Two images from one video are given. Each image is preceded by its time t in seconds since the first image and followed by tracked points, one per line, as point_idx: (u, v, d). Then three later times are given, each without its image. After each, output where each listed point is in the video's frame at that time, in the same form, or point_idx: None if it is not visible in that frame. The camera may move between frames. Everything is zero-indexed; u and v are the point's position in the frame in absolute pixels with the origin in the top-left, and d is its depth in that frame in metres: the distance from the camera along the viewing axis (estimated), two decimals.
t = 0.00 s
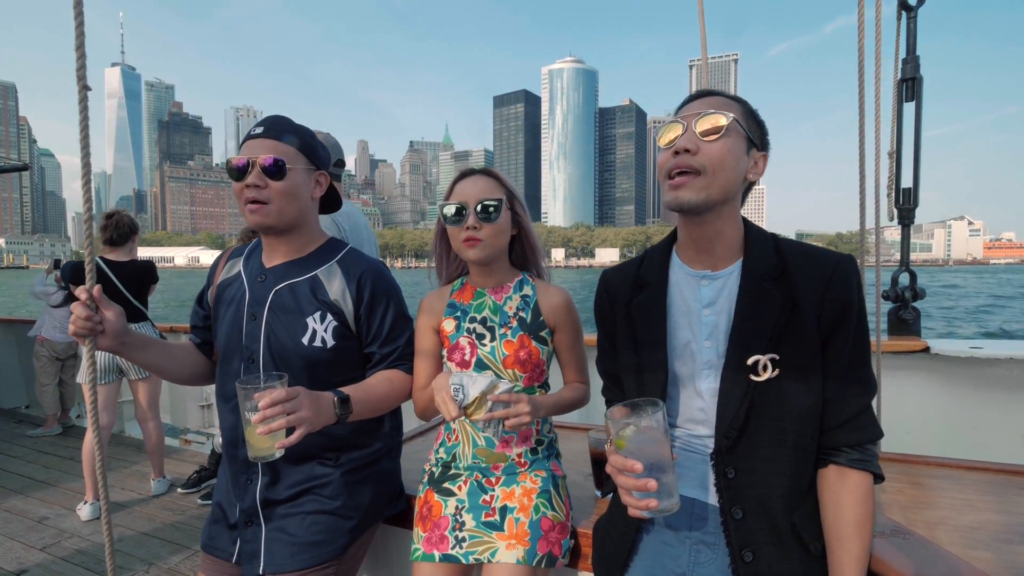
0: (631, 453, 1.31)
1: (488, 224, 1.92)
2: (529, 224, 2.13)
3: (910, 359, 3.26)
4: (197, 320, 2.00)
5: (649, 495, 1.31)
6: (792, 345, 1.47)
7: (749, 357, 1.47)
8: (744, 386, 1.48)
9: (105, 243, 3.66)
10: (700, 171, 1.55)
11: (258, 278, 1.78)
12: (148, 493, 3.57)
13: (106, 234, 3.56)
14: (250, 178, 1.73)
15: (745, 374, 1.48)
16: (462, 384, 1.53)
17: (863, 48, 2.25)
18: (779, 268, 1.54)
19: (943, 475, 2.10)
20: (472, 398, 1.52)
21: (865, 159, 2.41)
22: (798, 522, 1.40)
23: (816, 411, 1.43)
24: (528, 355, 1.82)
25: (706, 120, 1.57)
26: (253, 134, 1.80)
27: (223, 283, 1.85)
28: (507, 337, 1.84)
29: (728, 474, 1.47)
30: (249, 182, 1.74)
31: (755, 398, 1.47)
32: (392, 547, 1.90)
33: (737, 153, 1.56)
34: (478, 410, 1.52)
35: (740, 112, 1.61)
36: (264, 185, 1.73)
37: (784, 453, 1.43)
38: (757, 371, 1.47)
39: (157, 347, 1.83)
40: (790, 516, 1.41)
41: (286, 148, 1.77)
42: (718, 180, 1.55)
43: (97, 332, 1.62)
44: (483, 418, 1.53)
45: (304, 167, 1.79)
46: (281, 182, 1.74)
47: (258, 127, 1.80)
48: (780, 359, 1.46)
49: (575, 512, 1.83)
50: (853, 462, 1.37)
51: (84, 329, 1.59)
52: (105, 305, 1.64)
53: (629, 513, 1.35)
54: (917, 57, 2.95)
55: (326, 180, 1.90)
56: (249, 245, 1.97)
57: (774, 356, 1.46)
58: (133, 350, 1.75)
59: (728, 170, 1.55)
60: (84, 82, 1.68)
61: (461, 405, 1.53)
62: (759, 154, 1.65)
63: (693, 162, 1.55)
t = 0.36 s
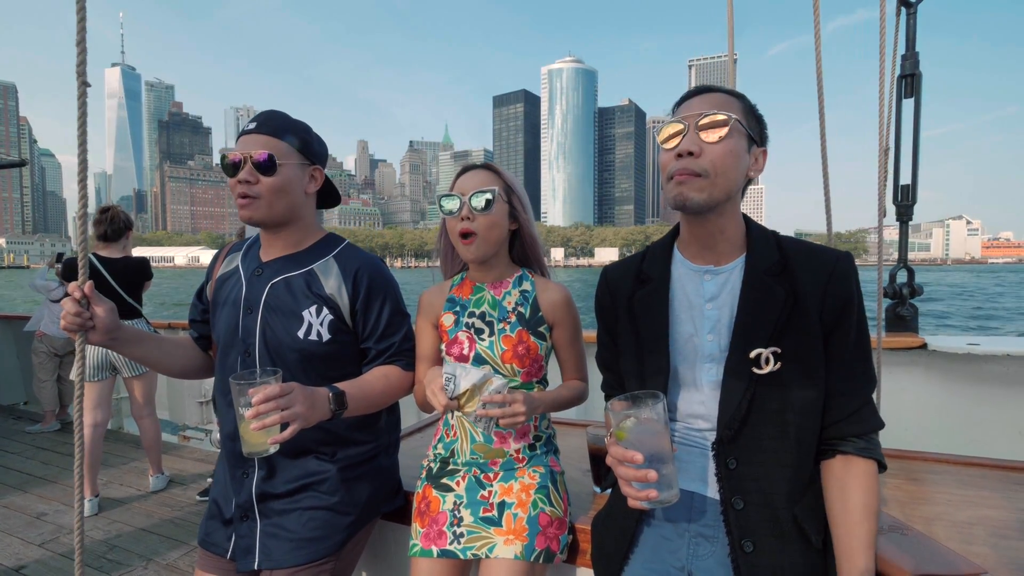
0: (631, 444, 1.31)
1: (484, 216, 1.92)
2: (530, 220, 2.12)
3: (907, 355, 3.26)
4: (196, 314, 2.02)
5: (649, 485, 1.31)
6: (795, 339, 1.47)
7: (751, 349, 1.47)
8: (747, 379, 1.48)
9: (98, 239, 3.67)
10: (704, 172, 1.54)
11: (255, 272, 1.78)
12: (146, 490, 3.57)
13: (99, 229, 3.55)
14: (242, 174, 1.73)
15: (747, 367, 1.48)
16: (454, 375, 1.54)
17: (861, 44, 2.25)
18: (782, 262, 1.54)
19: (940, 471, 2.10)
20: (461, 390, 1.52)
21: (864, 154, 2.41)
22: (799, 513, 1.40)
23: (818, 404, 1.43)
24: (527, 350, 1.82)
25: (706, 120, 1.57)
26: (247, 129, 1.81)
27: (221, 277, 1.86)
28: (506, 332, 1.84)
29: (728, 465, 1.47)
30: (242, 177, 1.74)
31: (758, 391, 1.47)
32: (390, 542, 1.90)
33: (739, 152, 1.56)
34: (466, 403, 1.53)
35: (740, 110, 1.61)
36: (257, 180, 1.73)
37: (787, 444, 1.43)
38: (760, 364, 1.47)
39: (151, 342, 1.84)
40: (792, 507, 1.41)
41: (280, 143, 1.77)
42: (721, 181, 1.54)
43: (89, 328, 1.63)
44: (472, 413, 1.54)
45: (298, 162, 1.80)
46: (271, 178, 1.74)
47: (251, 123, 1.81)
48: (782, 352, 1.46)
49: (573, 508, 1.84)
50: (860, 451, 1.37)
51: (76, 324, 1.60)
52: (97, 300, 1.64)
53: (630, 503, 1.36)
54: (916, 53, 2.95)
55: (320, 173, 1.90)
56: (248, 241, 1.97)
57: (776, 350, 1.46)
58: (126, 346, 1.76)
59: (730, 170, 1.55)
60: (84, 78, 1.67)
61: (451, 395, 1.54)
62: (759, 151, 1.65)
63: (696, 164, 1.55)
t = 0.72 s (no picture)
0: (621, 437, 1.29)
1: (478, 216, 1.90)
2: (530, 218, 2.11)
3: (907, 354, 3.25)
4: (190, 311, 1.96)
5: (637, 480, 1.29)
6: (799, 337, 1.45)
7: (754, 347, 1.46)
8: (750, 377, 1.46)
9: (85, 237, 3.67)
10: (679, 182, 1.58)
11: (250, 267, 1.76)
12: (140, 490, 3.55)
13: (90, 226, 3.53)
14: (242, 174, 1.72)
15: (749, 364, 1.46)
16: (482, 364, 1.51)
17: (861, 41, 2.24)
18: (786, 260, 1.53)
19: (939, 471, 2.09)
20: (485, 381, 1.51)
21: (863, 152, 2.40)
22: (801, 514, 1.38)
23: (822, 402, 1.42)
24: (522, 348, 1.81)
25: (676, 129, 1.59)
26: (245, 129, 1.79)
27: (216, 274, 1.84)
28: (503, 330, 1.82)
29: (729, 464, 1.45)
30: (242, 178, 1.72)
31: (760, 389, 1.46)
32: (385, 544, 1.88)
33: (716, 153, 1.55)
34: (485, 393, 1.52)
35: (718, 109, 1.60)
36: (258, 181, 1.72)
37: (789, 443, 1.41)
38: (762, 362, 1.45)
39: (148, 339, 1.83)
40: (795, 507, 1.39)
41: (280, 143, 1.76)
42: (698, 186, 1.56)
43: (85, 323, 1.62)
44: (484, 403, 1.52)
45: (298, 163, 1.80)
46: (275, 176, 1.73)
47: (249, 123, 1.79)
48: (785, 350, 1.45)
49: (570, 509, 1.82)
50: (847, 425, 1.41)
51: (72, 319, 1.59)
52: (94, 296, 1.64)
53: (618, 498, 1.34)
54: (915, 50, 2.95)
55: (318, 171, 1.89)
56: (245, 237, 1.95)
57: (779, 348, 1.45)
58: (121, 342, 1.74)
59: (708, 173, 1.56)
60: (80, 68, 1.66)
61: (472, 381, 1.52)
62: (753, 141, 1.61)
63: (671, 174, 1.58)
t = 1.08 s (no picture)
0: (619, 449, 1.23)
1: (497, 219, 1.86)
2: (527, 220, 2.07)
3: (911, 357, 3.19)
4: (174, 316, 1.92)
5: (639, 494, 1.22)
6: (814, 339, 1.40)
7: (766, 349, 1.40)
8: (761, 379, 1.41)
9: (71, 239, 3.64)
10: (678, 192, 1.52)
11: (238, 271, 1.70)
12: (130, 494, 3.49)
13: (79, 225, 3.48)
14: (251, 188, 1.66)
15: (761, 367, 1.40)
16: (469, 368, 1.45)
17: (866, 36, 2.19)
18: (799, 258, 1.47)
19: (946, 480, 2.03)
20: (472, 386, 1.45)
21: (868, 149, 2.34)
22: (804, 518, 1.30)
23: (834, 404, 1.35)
24: (516, 350, 1.74)
25: (673, 134, 1.52)
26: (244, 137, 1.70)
27: (201, 280, 1.77)
28: (496, 332, 1.76)
29: (734, 467, 1.39)
30: (249, 191, 1.67)
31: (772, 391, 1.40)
32: (373, 556, 1.82)
33: (716, 158, 1.48)
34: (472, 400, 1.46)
35: (716, 110, 1.52)
36: (267, 195, 1.68)
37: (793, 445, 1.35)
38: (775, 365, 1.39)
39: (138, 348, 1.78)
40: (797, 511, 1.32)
41: (286, 156, 1.72)
42: (701, 194, 1.50)
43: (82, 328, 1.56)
44: (473, 411, 1.46)
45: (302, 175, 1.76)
46: (282, 190, 1.69)
47: (249, 131, 1.70)
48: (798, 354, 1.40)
49: (565, 521, 1.76)
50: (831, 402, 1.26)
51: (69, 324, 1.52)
52: (92, 300, 1.60)
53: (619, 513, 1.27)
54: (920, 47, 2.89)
55: (314, 179, 1.86)
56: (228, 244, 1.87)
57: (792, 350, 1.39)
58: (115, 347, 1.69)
59: (709, 180, 1.49)
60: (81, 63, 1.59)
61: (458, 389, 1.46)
62: (758, 137, 1.52)
63: (669, 184, 1.52)
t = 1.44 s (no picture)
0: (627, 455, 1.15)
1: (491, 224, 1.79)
2: (522, 220, 1.99)
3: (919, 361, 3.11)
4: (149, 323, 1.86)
5: (645, 507, 1.14)
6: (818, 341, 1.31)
7: (762, 351, 1.32)
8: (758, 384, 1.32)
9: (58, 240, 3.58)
10: (679, 182, 1.44)
11: (215, 272, 1.64)
12: (120, 500, 3.41)
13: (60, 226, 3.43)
14: (228, 187, 1.59)
15: (759, 371, 1.32)
16: (446, 390, 1.37)
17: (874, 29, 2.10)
18: (801, 255, 1.40)
19: (957, 491, 1.97)
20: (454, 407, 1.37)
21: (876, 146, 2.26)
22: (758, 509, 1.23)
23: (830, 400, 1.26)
24: (509, 355, 1.67)
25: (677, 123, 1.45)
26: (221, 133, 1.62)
27: (177, 283, 1.71)
28: (488, 336, 1.69)
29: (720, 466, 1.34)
30: (227, 190, 1.60)
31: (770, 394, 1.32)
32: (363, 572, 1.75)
33: (720, 147, 1.40)
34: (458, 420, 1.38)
35: (723, 99, 1.45)
36: (246, 195, 1.61)
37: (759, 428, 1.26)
38: (774, 367, 1.31)
39: (104, 355, 1.71)
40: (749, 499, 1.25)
41: (267, 154, 1.66)
42: (701, 186, 1.43)
43: (40, 337, 1.48)
44: (461, 431, 1.39)
45: (283, 173, 1.69)
46: (261, 189, 1.63)
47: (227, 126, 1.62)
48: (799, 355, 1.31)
49: (562, 535, 1.69)
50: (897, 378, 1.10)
51: (25, 333, 1.44)
52: (49, 308, 1.51)
53: (623, 528, 1.18)
54: (928, 41, 2.80)
55: (295, 177, 1.79)
56: (211, 244, 1.82)
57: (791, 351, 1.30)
58: (78, 357, 1.62)
59: (711, 170, 1.42)
60: (27, 56, 1.44)
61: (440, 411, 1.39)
62: (766, 133, 1.46)
63: (671, 174, 1.45)
